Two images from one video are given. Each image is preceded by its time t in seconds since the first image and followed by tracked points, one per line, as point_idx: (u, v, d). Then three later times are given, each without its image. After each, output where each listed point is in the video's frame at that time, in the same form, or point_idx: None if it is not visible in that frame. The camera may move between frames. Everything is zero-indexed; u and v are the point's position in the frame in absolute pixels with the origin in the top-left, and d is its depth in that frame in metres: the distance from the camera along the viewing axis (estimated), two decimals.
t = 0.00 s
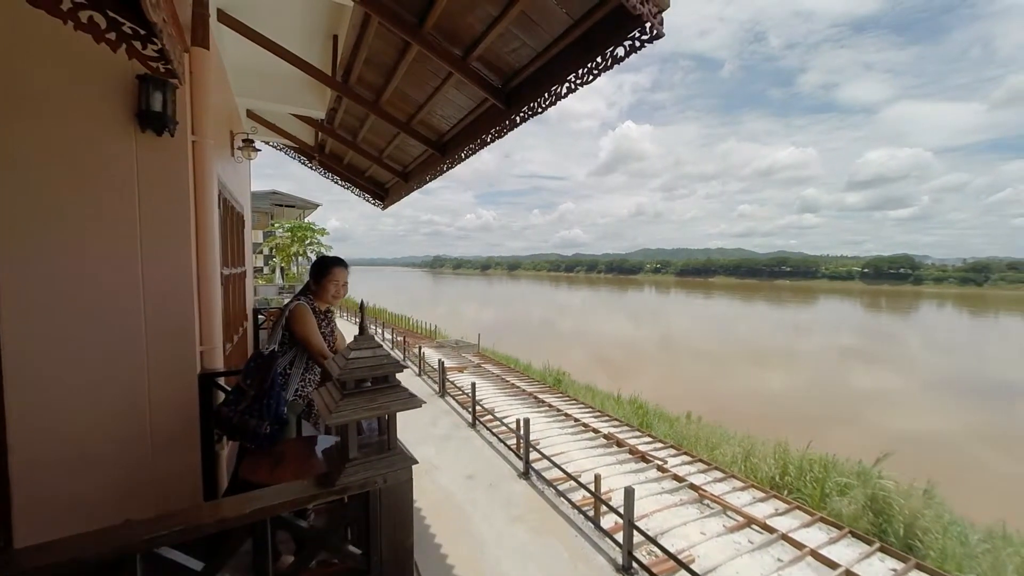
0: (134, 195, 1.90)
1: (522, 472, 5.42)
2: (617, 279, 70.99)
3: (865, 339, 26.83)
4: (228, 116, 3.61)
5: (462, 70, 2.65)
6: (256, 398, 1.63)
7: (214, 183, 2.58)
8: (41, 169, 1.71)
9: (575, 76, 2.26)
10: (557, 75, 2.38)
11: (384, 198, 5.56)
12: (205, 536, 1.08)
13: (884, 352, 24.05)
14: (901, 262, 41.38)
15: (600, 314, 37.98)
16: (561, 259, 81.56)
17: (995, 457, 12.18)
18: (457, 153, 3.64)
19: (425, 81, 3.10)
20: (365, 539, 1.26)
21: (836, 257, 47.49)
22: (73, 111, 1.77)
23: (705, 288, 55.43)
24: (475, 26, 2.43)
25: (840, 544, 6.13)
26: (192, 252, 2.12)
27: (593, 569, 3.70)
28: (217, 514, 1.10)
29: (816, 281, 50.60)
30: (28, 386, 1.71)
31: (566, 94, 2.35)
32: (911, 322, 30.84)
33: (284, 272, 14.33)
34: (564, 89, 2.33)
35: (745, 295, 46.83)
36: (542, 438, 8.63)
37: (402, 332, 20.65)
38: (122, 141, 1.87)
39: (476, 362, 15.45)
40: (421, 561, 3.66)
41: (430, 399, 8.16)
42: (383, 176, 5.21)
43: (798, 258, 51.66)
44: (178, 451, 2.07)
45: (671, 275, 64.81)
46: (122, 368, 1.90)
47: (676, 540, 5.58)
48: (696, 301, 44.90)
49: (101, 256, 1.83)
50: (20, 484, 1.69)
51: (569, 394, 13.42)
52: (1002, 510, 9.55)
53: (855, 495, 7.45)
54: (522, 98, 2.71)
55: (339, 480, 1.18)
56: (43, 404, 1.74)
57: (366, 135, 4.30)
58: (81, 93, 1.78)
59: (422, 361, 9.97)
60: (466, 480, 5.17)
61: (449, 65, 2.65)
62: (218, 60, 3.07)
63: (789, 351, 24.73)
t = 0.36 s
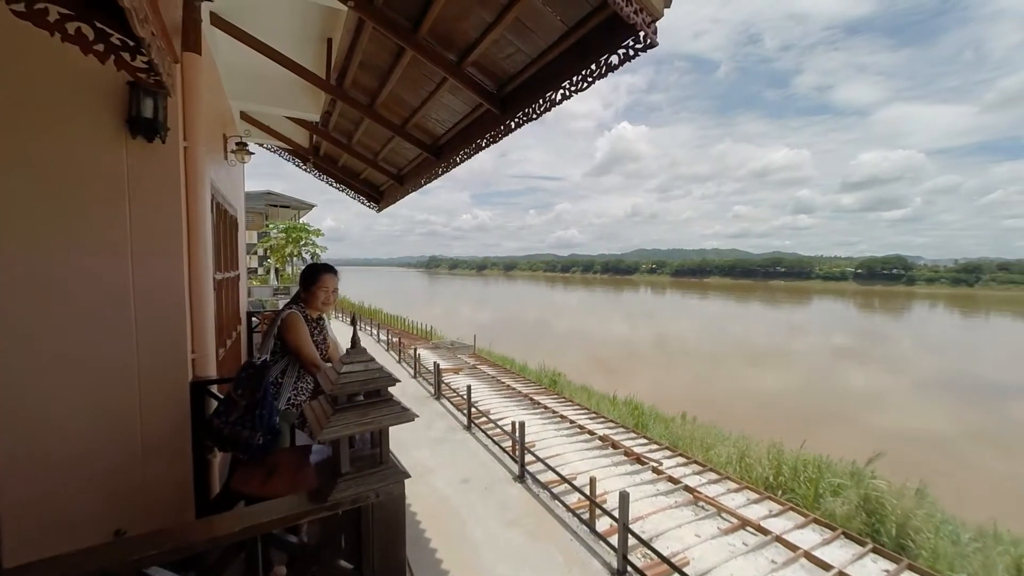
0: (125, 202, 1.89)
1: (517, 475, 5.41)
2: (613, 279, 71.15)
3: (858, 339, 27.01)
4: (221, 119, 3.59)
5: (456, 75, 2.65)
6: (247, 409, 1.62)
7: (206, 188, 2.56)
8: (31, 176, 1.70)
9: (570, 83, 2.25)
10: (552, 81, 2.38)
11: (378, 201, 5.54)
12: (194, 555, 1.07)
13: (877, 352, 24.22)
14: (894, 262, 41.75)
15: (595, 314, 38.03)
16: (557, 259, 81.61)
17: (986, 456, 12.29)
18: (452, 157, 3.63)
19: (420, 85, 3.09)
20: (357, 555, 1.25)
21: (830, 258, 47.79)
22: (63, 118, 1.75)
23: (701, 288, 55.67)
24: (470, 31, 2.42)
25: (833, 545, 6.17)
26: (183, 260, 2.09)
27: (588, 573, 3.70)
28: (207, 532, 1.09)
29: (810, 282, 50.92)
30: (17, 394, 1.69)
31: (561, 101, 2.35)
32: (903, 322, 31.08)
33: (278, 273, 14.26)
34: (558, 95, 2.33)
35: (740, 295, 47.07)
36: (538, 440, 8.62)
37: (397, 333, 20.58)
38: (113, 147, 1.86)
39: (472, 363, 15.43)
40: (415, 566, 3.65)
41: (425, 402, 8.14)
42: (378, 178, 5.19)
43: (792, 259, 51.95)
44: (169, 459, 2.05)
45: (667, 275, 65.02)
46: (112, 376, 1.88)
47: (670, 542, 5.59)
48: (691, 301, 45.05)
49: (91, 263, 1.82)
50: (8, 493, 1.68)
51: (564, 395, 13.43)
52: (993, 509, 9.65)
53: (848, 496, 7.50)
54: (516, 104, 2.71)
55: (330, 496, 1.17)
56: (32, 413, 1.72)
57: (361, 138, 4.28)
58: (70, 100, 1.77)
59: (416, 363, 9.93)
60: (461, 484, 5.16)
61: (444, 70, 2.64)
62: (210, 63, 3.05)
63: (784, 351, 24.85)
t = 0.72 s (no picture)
0: (115, 210, 1.86)
1: (512, 478, 5.40)
2: (609, 279, 71.28)
3: (853, 339, 27.17)
4: (215, 123, 3.57)
5: (451, 81, 2.64)
6: (240, 421, 1.61)
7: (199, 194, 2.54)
8: (20, 186, 1.68)
9: (565, 91, 2.25)
10: (547, 89, 2.37)
11: (374, 203, 5.52)
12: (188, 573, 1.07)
13: (870, 352, 24.42)
14: (887, 263, 42.10)
15: (591, 314, 38.06)
16: (553, 259, 81.64)
17: (978, 456, 12.40)
18: (447, 162, 3.62)
19: (415, 90, 3.08)
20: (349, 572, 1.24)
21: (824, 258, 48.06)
22: (51, 126, 1.73)
23: (696, 288, 55.88)
24: (465, 37, 2.41)
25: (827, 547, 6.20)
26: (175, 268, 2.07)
27: None
28: (199, 552, 1.08)
29: (804, 282, 51.23)
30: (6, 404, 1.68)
31: (556, 108, 2.35)
32: (896, 322, 31.30)
33: (273, 274, 14.18)
34: (554, 103, 2.32)
35: (735, 296, 47.28)
36: (533, 442, 8.61)
37: (393, 334, 20.50)
38: (102, 155, 1.83)
39: (467, 364, 15.41)
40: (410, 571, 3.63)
41: (421, 404, 8.11)
42: (373, 181, 5.18)
43: (786, 260, 52.22)
44: (162, 469, 2.03)
45: (663, 275, 65.19)
46: (102, 387, 1.86)
47: (665, 545, 5.61)
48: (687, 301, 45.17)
49: (79, 273, 1.80)
50: None
51: (560, 397, 13.43)
52: (985, 508, 9.74)
53: (842, 496, 7.55)
54: (511, 110, 2.71)
55: (322, 515, 1.16)
56: (20, 423, 1.71)
57: (356, 142, 4.27)
58: (57, 108, 1.74)
59: (412, 365, 9.90)
60: (456, 487, 5.15)
61: (439, 75, 2.63)
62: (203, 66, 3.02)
63: (778, 351, 24.95)
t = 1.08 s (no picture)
0: (105, 219, 1.84)
1: (507, 481, 5.39)
2: (604, 280, 71.47)
3: (845, 339, 27.36)
4: (208, 127, 3.55)
5: (445, 88, 2.64)
6: (231, 432, 1.61)
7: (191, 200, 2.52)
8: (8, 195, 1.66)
9: (558, 99, 2.25)
10: (541, 97, 2.37)
11: (368, 206, 5.51)
12: None
13: (863, 351, 24.64)
14: (879, 263, 42.50)
15: (587, 315, 38.09)
16: (548, 259, 81.67)
17: (968, 455, 12.52)
18: (442, 166, 3.62)
19: (410, 96, 3.07)
20: None
21: (817, 259, 48.39)
22: (40, 134, 1.71)
23: (691, 288, 56.11)
24: (460, 45, 2.41)
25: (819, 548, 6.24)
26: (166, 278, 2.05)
27: None
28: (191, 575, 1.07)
29: (797, 283, 51.59)
30: None
31: (549, 116, 2.35)
32: (889, 323, 31.57)
33: (267, 275, 14.07)
34: (547, 111, 2.32)
35: (730, 296, 47.52)
36: (528, 444, 8.61)
37: (388, 335, 20.44)
38: (92, 163, 1.81)
39: (463, 365, 15.38)
40: None
41: (415, 407, 8.08)
42: (367, 184, 5.16)
43: (780, 260, 52.55)
44: (152, 479, 2.01)
45: (658, 276, 65.38)
46: (92, 398, 1.84)
47: (660, 547, 5.63)
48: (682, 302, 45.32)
49: (68, 282, 1.78)
50: None
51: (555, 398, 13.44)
52: (976, 506, 9.86)
53: (834, 497, 7.61)
54: (505, 117, 2.71)
55: (315, 532, 1.16)
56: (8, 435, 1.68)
57: (350, 146, 4.25)
58: (46, 117, 1.72)
59: (406, 366, 9.86)
60: (450, 491, 5.14)
61: (433, 82, 2.63)
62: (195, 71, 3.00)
63: (772, 351, 25.09)
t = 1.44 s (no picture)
0: (90, 227, 1.82)
1: (498, 485, 5.38)
2: (597, 280, 71.71)
3: (834, 339, 27.68)
4: (195, 130, 3.51)
5: (435, 94, 2.64)
6: (218, 443, 1.59)
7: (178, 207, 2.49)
8: None
9: (548, 107, 2.26)
10: (530, 105, 2.38)
11: (359, 209, 5.48)
12: None
13: (852, 351, 24.95)
14: (868, 263, 43.11)
15: (579, 315, 38.17)
16: (541, 260, 81.74)
17: (954, 453, 12.73)
18: (432, 171, 3.61)
19: (400, 101, 3.06)
20: None
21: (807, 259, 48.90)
22: (22, 142, 1.68)
23: (683, 288, 56.49)
24: (451, 51, 2.40)
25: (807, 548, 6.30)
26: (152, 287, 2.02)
27: None
28: None
29: (787, 283, 52.14)
30: None
31: (539, 124, 2.35)
32: (876, 322, 31.98)
33: (257, 277, 13.92)
34: (537, 119, 2.33)
35: (721, 296, 47.90)
36: (520, 446, 8.60)
37: (380, 336, 20.32)
38: (76, 171, 1.79)
39: (455, 367, 15.34)
40: None
41: (407, 410, 8.04)
42: (358, 187, 5.15)
43: (770, 261, 53.05)
44: (138, 490, 1.98)
45: (650, 276, 65.72)
46: (76, 409, 1.81)
47: (651, 549, 5.65)
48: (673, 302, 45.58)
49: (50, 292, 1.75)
50: None
51: (548, 399, 13.45)
52: (962, 503, 10.01)
53: (823, 496, 7.69)
54: (495, 123, 2.71)
55: (299, 551, 1.15)
56: None
57: (341, 149, 4.24)
58: (28, 124, 1.70)
59: (397, 368, 9.80)
60: (442, 496, 5.12)
61: (424, 88, 2.63)
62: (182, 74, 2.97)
63: (763, 351, 25.31)
